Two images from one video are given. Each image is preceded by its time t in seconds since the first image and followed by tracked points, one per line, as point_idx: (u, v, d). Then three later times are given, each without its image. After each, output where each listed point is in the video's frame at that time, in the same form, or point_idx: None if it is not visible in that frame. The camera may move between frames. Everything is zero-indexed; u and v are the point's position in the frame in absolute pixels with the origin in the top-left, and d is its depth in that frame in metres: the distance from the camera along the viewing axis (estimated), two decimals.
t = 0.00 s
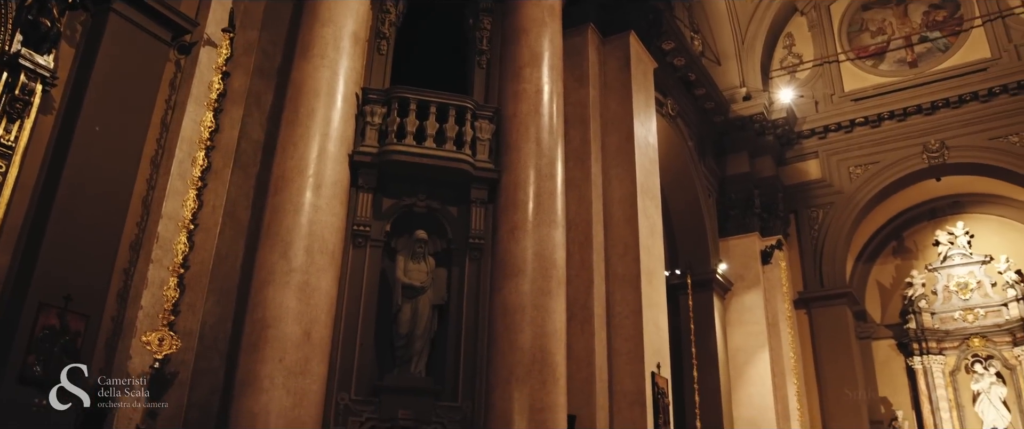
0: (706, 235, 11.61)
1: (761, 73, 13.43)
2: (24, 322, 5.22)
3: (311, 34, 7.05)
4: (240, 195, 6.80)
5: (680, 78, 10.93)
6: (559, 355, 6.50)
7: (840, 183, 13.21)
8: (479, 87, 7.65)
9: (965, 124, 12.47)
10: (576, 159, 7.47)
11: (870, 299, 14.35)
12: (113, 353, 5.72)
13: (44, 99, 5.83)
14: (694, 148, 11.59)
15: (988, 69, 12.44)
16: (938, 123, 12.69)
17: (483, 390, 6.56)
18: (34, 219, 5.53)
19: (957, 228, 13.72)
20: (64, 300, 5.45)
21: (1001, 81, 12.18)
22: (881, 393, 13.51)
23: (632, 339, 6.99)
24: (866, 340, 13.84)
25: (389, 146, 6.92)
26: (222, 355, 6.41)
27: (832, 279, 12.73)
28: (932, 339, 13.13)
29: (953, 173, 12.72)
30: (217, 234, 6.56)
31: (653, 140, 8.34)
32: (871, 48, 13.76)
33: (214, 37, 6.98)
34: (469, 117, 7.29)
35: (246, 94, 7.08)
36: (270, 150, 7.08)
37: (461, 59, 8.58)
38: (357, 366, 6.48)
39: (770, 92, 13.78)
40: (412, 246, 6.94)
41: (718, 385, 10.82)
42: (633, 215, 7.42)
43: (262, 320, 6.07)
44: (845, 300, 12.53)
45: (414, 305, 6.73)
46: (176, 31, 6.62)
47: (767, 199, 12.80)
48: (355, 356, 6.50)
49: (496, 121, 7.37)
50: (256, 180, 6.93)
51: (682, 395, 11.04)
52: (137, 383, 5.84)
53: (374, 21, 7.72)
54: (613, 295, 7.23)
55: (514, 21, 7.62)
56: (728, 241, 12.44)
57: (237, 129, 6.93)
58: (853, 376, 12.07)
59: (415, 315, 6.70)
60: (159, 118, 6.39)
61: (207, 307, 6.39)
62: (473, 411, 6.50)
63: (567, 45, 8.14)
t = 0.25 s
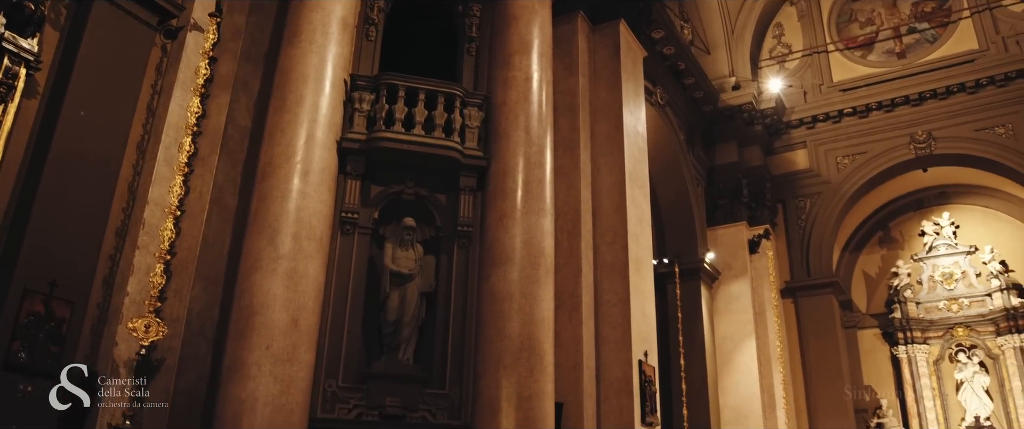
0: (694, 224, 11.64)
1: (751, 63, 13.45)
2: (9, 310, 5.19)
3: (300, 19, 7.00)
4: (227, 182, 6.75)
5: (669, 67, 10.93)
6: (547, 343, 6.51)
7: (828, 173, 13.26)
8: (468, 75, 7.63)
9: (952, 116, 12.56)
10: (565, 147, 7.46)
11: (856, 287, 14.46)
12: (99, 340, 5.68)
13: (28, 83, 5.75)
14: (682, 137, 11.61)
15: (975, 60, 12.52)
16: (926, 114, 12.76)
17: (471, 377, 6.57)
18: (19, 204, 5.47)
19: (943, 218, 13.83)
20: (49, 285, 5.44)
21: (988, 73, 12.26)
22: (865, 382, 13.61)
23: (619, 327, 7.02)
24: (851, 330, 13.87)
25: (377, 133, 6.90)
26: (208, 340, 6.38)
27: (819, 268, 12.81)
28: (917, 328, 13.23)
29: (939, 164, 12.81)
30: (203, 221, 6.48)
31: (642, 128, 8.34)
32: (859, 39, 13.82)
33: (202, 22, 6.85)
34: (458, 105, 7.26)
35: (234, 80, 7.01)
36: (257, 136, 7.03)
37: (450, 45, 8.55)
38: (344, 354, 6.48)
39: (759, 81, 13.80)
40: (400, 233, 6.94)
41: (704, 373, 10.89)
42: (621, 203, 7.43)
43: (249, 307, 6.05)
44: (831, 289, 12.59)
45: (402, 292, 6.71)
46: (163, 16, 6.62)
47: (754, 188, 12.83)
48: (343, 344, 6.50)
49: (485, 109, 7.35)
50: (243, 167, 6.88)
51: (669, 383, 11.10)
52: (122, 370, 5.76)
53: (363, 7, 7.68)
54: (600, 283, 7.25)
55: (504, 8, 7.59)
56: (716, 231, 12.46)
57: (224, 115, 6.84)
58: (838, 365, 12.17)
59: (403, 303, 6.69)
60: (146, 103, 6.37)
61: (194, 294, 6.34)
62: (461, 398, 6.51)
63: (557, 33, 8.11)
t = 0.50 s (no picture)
0: (682, 214, 11.69)
1: (739, 54, 13.46)
2: None
3: (287, 6, 6.95)
4: (214, 170, 6.69)
5: (658, 58, 10.92)
6: (534, 332, 6.53)
7: (815, 164, 13.32)
8: (456, 64, 7.61)
9: (938, 108, 12.67)
10: (554, 136, 7.45)
11: (841, 278, 14.57)
12: (83, 328, 5.63)
13: (11, 68, 5.63)
14: (670, 127, 11.61)
15: (962, 53, 12.60)
16: (912, 106, 12.85)
17: (458, 365, 6.59)
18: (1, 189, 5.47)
19: (928, 210, 13.92)
20: (33, 273, 5.46)
21: (975, 65, 12.34)
22: (850, 372, 13.81)
23: (607, 317, 7.04)
24: (836, 320, 14.08)
25: (365, 121, 6.86)
26: (194, 330, 6.32)
27: (805, 259, 12.88)
28: (901, 319, 13.34)
29: (925, 157, 12.91)
30: (189, 208, 6.41)
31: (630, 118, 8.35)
32: (848, 30, 13.87)
33: (188, 7, 6.76)
34: (446, 93, 7.25)
35: (220, 67, 6.92)
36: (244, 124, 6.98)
37: (438, 33, 8.49)
38: (330, 342, 6.47)
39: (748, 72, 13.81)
40: (387, 222, 6.92)
41: (690, 363, 10.97)
42: (610, 193, 7.44)
43: (236, 295, 6.02)
44: (817, 279, 12.67)
45: (389, 281, 6.72)
46: None
47: (742, 179, 12.85)
48: (330, 332, 6.48)
49: (474, 98, 7.36)
50: (230, 155, 6.83)
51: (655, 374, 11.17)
52: (107, 357, 5.73)
53: None
54: (588, 272, 7.26)
55: None
56: (704, 221, 12.49)
57: (210, 102, 6.75)
58: (823, 355, 12.26)
59: (390, 291, 6.69)
60: (131, 89, 6.32)
61: (180, 282, 6.27)
62: (448, 387, 6.52)
63: (546, 22, 8.08)
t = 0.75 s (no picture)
0: (668, 204, 11.71)
1: (728, 45, 13.48)
2: None
3: None
4: (199, 156, 6.56)
5: (646, 48, 10.92)
6: (520, 321, 6.53)
7: (801, 156, 13.39)
8: (444, 53, 7.58)
9: (924, 101, 12.76)
10: (541, 126, 7.44)
11: (826, 269, 14.69)
12: (67, 316, 5.63)
13: None
14: (658, 117, 11.62)
15: (948, 46, 12.70)
16: (898, 99, 12.94)
17: (444, 353, 6.59)
18: None
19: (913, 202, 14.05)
20: (15, 260, 5.44)
21: (960, 59, 12.43)
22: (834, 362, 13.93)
23: (593, 306, 7.06)
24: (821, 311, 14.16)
25: (352, 109, 6.82)
26: (179, 317, 6.15)
27: (790, 250, 12.95)
28: (885, 310, 13.49)
29: (909, 149, 13.01)
30: (174, 196, 6.34)
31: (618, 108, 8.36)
32: (835, 23, 13.93)
33: None
34: (433, 82, 7.23)
35: (206, 53, 6.84)
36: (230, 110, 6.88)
37: (426, 21, 8.44)
38: (316, 330, 6.45)
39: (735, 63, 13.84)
40: (374, 211, 6.90)
41: (675, 353, 11.04)
42: (597, 183, 7.45)
43: (221, 283, 5.98)
44: (802, 270, 12.76)
45: (375, 270, 6.71)
46: None
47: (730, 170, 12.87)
48: (315, 321, 6.46)
49: (461, 86, 7.35)
50: (215, 141, 6.68)
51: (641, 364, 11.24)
52: (91, 345, 5.72)
53: None
54: (575, 262, 7.28)
55: None
56: (690, 211, 12.53)
57: (195, 88, 6.69)
58: (808, 346, 12.33)
59: (376, 280, 6.68)
60: (114, 76, 6.25)
61: (165, 269, 6.18)
62: (434, 376, 6.53)
63: (535, 11, 8.06)
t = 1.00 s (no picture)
0: (654, 195, 11.74)
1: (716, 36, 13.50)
2: None
3: None
4: (184, 143, 6.56)
5: (634, 38, 10.91)
6: (506, 310, 6.53)
7: (787, 147, 13.45)
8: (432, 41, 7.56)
9: (910, 93, 12.85)
10: (529, 115, 7.42)
11: (811, 259, 14.85)
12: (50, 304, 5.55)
13: None
14: (646, 107, 11.62)
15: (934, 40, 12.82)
16: (884, 91, 13.01)
17: (430, 342, 6.60)
18: None
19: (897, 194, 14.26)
20: None
21: (945, 52, 12.54)
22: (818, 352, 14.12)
23: (579, 296, 7.08)
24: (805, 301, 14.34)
25: (338, 97, 6.78)
26: (164, 305, 6.18)
27: (775, 241, 13.03)
28: (869, 301, 13.72)
29: (895, 141, 13.10)
30: (158, 183, 6.32)
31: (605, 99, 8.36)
32: (823, 15, 14.00)
33: None
34: (420, 71, 7.20)
35: (190, 40, 6.82)
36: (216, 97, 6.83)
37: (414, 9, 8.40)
38: (302, 318, 6.43)
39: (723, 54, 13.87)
40: (360, 199, 6.88)
41: (661, 342, 11.10)
42: (584, 173, 7.45)
43: (206, 271, 5.95)
44: (787, 261, 12.83)
45: (361, 259, 6.68)
46: None
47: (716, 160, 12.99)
48: (301, 310, 6.44)
49: (448, 75, 7.33)
50: (200, 128, 6.66)
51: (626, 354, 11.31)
52: (73, 333, 5.64)
53: None
54: (561, 252, 7.29)
55: None
56: (677, 202, 12.57)
57: (180, 75, 6.67)
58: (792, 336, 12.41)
59: (362, 269, 6.66)
60: (98, 61, 6.17)
61: (148, 257, 6.17)
62: (420, 366, 6.53)
63: None
